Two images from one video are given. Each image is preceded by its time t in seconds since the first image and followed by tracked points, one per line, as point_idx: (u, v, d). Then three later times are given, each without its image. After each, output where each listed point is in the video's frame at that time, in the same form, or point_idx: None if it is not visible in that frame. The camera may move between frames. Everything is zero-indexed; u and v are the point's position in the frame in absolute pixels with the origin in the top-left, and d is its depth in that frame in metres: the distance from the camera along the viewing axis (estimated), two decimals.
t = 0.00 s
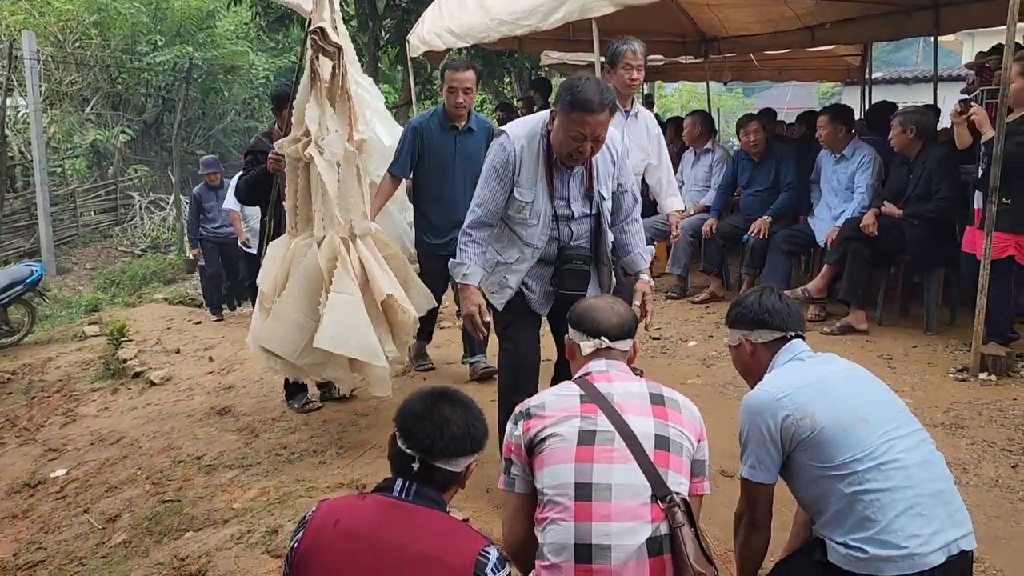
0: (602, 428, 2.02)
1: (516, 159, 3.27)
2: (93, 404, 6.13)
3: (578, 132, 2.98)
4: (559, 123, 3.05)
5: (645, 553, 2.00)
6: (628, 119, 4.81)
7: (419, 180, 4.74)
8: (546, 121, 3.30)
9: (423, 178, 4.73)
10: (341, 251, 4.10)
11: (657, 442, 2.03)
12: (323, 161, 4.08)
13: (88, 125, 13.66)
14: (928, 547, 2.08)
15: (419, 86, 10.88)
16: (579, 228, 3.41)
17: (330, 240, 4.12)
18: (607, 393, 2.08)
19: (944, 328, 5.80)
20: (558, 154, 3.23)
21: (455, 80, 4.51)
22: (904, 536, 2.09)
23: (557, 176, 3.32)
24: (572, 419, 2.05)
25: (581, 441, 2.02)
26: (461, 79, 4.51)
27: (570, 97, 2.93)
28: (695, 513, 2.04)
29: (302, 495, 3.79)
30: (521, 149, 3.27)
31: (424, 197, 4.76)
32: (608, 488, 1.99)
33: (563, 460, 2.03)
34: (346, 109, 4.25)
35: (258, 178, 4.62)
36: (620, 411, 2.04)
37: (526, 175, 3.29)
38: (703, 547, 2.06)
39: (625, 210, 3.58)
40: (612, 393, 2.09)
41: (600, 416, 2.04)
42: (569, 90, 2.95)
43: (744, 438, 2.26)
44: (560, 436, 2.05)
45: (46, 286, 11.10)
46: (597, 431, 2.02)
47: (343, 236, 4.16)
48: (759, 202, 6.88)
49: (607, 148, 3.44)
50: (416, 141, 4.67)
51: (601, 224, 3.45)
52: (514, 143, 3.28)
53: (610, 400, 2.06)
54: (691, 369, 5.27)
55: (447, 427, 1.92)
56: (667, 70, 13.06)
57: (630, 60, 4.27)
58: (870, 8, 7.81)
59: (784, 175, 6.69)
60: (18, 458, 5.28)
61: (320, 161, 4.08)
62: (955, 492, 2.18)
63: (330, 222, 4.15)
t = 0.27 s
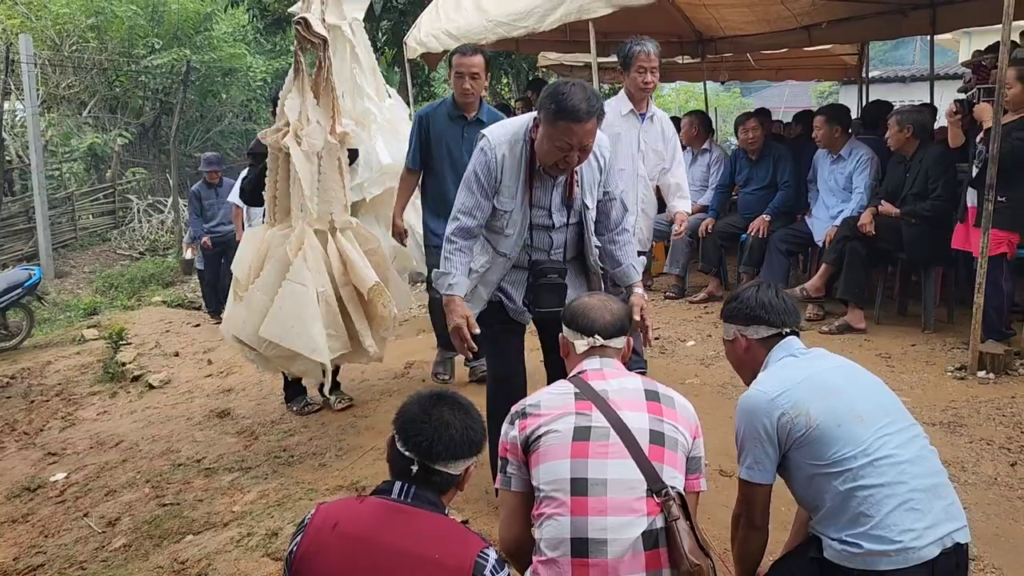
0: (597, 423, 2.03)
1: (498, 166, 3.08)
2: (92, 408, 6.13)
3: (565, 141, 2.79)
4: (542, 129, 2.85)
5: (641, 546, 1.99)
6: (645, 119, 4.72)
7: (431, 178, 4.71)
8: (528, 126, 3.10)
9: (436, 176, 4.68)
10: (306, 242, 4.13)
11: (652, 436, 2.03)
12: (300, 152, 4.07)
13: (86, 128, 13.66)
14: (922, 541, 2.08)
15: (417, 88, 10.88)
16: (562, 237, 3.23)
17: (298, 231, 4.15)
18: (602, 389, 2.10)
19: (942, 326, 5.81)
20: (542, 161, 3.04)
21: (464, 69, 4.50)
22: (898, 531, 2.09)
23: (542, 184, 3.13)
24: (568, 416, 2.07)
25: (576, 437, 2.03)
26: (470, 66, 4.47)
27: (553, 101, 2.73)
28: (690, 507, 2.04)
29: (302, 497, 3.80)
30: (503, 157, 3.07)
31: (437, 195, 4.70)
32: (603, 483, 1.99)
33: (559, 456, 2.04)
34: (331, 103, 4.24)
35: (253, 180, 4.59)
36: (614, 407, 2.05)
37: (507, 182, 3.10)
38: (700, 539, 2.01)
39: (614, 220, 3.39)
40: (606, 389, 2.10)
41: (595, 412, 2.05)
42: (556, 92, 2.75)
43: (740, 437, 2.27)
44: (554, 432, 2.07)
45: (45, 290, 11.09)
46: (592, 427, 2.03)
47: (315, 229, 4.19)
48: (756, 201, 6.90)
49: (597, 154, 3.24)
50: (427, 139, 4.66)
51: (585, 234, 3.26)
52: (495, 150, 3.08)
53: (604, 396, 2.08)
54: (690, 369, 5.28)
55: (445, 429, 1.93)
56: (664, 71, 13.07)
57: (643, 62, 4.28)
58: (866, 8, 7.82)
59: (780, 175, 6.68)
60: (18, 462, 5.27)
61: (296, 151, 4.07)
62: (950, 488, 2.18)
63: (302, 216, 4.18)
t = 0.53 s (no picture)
0: (595, 416, 2.04)
1: (496, 181, 2.97)
2: (95, 413, 6.14)
3: (565, 155, 2.66)
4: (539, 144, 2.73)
5: (640, 535, 1.99)
6: (661, 120, 4.29)
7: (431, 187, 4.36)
8: (525, 138, 2.99)
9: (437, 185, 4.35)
10: (290, 239, 4.15)
11: (650, 428, 2.04)
12: (297, 152, 4.08)
13: (88, 134, 13.69)
14: (922, 534, 2.09)
15: (418, 91, 10.90)
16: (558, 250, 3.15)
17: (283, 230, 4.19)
18: (600, 384, 2.11)
19: (944, 326, 5.80)
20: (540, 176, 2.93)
21: (456, 68, 4.18)
22: (899, 524, 2.10)
23: (541, 195, 3.03)
24: (566, 410, 2.07)
25: (575, 430, 2.04)
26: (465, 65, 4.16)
27: (551, 113, 2.61)
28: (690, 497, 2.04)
29: (306, 501, 3.80)
30: (500, 171, 2.96)
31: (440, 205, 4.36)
32: (602, 474, 2.00)
33: (558, 449, 2.05)
34: (331, 105, 4.25)
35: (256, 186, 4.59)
36: (612, 399, 2.06)
37: (506, 197, 2.99)
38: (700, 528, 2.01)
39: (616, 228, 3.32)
40: (604, 384, 2.11)
41: (593, 405, 2.05)
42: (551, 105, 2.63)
43: (744, 431, 2.26)
44: (553, 427, 2.07)
45: (48, 295, 11.11)
46: (591, 419, 2.04)
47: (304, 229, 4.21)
48: (758, 201, 6.92)
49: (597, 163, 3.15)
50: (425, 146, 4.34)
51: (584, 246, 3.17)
52: (492, 164, 2.96)
53: (602, 390, 2.09)
54: (692, 370, 5.28)
55: (448, 430, 1.93)
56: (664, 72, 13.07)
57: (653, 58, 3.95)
58: (867, 8, 7.82)
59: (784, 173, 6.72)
60: (22, 467, 5.28)
61: (293, 151, 4.08)
62: (950, 481, 2.19)
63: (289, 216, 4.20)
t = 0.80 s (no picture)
0: (593, 406, 2.04)
1: (507, 198, 2.79)
2: (99, 418, 6.15)
3: (583, 171, 2.47)
4: (550, 162, 2.54)
5: (639, 522, 2.00)
6: (675, 116, 3.99)
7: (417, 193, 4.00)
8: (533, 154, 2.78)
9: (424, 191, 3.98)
10: (284, 245, 4.17)
11: (648, 418, 2.04)
12: (289, 160, 4.16)
13: (91, 140, 13.71)
14: (924, 523, 2.09)
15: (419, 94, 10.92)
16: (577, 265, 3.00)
17: (277, 237, 4.21)
18: (598, 376, 2.11)
19: (948, 324, 5.79)
20: (552, 193, 2.74)
21: (440, 63, 3.72)
22: (901, 513, 2.11)
23: (553, 211, 2.84)
24: (564, 401, 2.07)
25: (573, 420, 2.03)
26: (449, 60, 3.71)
27: (562, 128, 2.42)
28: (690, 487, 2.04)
29: (309, 504, 3.80)
30: (510, 188, 2.78)
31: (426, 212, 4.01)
32: (601, 463, 2.00)
33: (556, 440, 2.04)
34: (324, 113, 4.30)
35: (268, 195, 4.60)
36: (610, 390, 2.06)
37: (519, 214, 2.82)
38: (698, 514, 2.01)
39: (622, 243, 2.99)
40: (602, 376, 2.11)
41: (592, 396, 2.05)
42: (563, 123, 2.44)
43: (750, 417, 2.25)
44: (552, 418, 2.07)
45: (51, 301, 11.12)
46: (589, 409, 2.03)
47: (302, 235, 4.23)
48: (761, 201, 6.92)
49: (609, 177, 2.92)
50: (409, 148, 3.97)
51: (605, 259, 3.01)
52: (501, 182, 2.78)
53: (600, 382, 2.09)
54: (695, 370, 5.28)
55: (451, 432, 1.93)
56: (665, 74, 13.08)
57: (666, 53, 3.76)
58: (867, 8, 7.82)
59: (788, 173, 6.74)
60: (26, 472, 5.29)
61: (285, 159, 4.15)
62: (952, 472, 2.20)
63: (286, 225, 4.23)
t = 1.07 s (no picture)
0: (592, 400, 2.03)
1: (525, 203, 2.71)
2: (101, 422, 6.15)
3: (617, 176, 2.41)
4: (577, 170, 2.47)
5: (638, 515, 2.00)
6: (692, 115, 3.90)
7: (402, 198, 3.86)
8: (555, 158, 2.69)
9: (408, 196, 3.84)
10: (285, 262, 4.14)
11: (648, 412, 2.03)
12: (286, 173, 4.14)
13: (91, 145, 13.73)
14: (927, 512, 2.09)
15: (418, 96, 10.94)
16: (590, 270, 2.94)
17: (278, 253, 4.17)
18: (597, 369, 2.10)
19: (949, 321, 5.79)
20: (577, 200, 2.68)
21: (431, 67, 3.64)
22: (904, 501, 2.10)
23: (574, 217, 2.78)
24: (564, 393, 2.07)
25: (572, 414, 2.03)
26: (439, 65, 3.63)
27: (594, 134, 2.36)
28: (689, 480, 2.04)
29: (311, 506, 3.80)
30: (528, 195, 2.70)
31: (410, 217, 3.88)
32: (600, 457, 1.99)
33: (555, 434, 2.04)
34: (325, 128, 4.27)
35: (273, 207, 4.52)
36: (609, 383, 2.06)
37: (540, 221, 2.74)
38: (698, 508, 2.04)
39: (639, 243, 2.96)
40: (602, 369, 2.10)
41: (591, 390, 2.05)
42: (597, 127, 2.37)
43: (758, 402, 2.26)
44: (551, 411, 2.06)
45: (53, 306, 11.13)
46: (588, 403, 2.03)
47: (308, 250, 4.24)
48: (761, 199, 6.93)
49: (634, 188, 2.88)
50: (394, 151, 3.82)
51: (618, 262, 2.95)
52: (519, 188, 2.70)
53: (600, 375, 2.08)
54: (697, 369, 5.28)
55: (453, 431, 1.93)
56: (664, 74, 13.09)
57: (683, 50, 3.70)
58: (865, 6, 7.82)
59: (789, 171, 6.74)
60: (29, 477, 5.29)
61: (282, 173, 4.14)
62: (957, 466, 2.19)
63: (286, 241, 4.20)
